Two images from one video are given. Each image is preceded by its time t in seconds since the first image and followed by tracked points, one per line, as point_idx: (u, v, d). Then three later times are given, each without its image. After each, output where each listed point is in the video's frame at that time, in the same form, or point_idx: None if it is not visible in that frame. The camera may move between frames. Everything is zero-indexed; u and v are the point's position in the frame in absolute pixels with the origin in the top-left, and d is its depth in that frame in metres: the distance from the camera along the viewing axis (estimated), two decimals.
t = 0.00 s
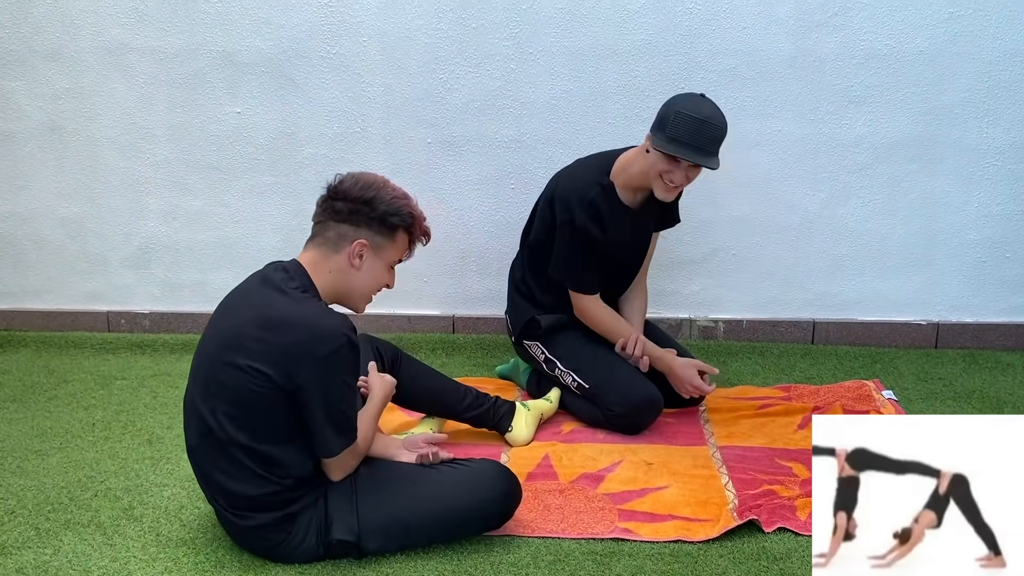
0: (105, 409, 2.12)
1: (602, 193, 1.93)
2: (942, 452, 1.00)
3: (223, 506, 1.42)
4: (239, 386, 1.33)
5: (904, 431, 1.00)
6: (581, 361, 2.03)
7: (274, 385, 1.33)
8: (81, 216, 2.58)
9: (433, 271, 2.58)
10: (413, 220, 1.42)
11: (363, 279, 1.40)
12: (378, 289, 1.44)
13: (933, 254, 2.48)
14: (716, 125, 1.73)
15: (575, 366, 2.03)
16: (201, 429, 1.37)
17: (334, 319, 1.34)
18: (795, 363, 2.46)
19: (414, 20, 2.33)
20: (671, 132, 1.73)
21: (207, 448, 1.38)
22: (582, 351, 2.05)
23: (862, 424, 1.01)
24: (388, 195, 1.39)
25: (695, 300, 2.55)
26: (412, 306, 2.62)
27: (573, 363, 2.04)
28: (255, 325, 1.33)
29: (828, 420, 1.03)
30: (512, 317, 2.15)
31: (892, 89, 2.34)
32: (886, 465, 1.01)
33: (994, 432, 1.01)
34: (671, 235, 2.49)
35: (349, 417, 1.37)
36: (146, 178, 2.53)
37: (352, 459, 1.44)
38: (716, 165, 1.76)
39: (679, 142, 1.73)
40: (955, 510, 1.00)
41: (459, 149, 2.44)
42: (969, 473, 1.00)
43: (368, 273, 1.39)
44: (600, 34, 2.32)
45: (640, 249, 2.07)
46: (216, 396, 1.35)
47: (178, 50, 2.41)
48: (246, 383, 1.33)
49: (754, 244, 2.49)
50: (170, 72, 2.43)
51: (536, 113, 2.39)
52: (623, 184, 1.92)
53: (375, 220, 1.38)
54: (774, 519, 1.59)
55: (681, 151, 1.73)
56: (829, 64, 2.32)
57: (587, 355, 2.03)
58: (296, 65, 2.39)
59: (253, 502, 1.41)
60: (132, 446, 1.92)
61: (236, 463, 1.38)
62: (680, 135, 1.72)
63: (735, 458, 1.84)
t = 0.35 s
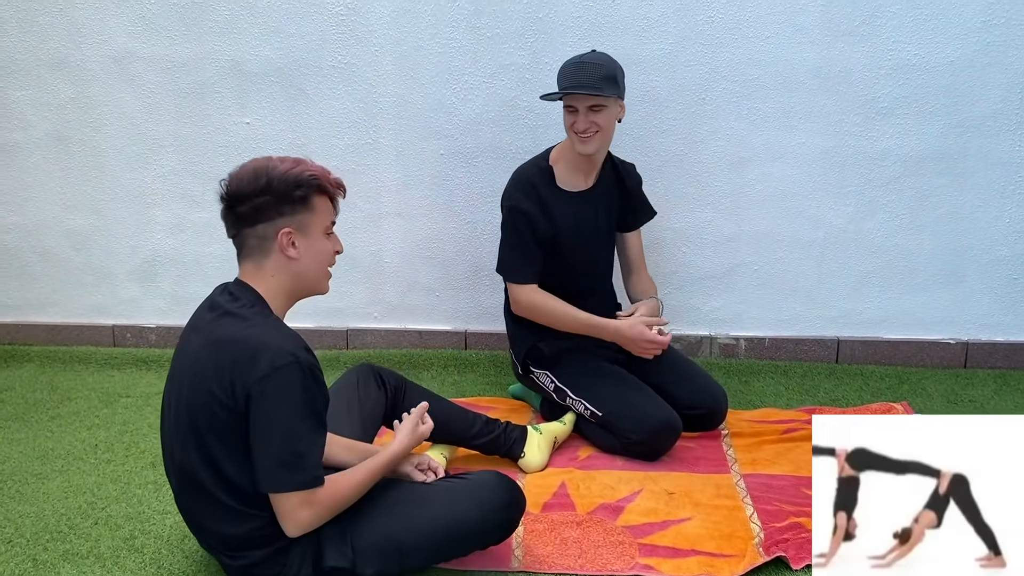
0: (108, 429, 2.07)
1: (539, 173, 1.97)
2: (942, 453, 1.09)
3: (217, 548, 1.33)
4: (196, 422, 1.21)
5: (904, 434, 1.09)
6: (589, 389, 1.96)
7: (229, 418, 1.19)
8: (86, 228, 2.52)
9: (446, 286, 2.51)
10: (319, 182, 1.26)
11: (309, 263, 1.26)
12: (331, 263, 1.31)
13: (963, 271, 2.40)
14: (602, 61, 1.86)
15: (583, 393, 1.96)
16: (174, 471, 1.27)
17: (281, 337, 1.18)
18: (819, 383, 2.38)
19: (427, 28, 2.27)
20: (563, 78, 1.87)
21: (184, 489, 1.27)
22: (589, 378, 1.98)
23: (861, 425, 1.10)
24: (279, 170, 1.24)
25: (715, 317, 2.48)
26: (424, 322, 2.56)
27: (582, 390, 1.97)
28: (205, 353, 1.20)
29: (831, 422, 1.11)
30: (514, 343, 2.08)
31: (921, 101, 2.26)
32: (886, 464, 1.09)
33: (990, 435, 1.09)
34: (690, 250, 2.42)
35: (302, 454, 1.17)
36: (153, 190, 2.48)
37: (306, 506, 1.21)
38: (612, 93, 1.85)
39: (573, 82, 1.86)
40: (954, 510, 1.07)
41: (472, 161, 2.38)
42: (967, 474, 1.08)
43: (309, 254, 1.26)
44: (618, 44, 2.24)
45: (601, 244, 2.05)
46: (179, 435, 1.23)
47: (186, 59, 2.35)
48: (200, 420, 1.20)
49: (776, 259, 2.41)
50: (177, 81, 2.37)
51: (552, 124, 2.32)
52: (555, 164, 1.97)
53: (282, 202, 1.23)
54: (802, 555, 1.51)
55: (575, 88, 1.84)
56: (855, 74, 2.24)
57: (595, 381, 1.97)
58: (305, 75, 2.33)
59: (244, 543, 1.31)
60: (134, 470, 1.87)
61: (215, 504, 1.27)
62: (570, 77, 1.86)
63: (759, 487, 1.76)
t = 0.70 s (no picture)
0: (112, 440, 2.02)
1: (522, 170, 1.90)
2: (943, 453, 1.11)
3: None
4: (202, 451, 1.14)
5: (903, 434, 1.12)
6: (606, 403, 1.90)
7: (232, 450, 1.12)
8: (92, 233, 2.48)
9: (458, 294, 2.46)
10: (350, 224, 1.19)
11: (327, 297, 1.23)
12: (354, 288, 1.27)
13: (990, 280, 2.33)
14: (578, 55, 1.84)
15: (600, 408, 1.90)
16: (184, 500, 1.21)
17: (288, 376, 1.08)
18: (841, 395, 2.32)
19: (440, 31, 2.22)
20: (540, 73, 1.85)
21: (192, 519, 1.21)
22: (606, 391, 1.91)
23: (861, 427, 1.13)
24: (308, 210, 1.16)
25: (734, 326, 2.42)
26: (435, 330, 2.51)
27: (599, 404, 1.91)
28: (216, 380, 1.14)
29: (832, 423, 1.15)
30: (528, 358, 2.02)
31: (947, 105, 2.19)
32: (886, 464, 1.12)
33: (990, 437, 1.11)
34: (708, 258, 2.36)
35: (277, 504, 1.02)
36: (160, 195, 2.43)
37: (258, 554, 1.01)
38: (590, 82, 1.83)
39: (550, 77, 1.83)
40: (954, 510, 1.10)
41: (485, 166, 2.32)
42: (967, 474, 1.10)
43: (330, 289, 1.22)
44: (635, 46, 2.18)
45: (591, 239, 1.98)
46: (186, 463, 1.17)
47: (193, 62, 2.30)
48: (205, 442, 1.13)
49: (796, 267, 2.35)
50: (184, 84, 2.32)
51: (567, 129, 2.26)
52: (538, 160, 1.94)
53: (307, 245, 1.16)
54: None
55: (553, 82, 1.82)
56: (880, 78, 2.18)
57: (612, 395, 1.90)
58: (315, 78, 2.28)
59: None
60: (138, 483, 1.82)
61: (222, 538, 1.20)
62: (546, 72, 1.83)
63: (782, 506, 1.70)
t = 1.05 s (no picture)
0: (110, 443, 2.00)
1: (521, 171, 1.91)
2: (944, 451, 1.01)
3: None
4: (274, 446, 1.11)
5: (902, 431, 1.01)
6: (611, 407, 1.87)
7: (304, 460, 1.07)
8: (91, 233, 2.46)
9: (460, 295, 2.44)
10: (486, 279, 1.11)
11: (442, 345, 1.17)
12: (475, 359, 1.19)
13: (998, 282, 2.30)
14: (605, 73, 1.83)
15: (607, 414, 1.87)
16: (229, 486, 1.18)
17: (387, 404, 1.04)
18: (847, 398, 2.29)
19: (442, 29, 2.19)
20: (568, 87, 1.82)
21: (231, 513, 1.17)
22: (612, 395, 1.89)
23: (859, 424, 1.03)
24: (455, 247, 1.13)
25: (739, 328, 2.40)
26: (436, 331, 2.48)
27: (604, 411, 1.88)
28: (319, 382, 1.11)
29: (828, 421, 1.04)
30: (531, 362, 2.02)
31: (956, 105, 2.17)
32: (886, 464, 1.01)
33: (991, 436, 1.00)
34: (712, 259, 2.33)
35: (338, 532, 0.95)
36: (159, 195, 2.41)
37: None
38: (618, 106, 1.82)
39: (578, 93, 1.81)
40: (955, 510, 1.00)
41: (487, 166, 2.30)
42: (967, 475, 1.00)
43: (444, 338, 1.16)
44: (639, 44, 2.16)
45: (587, 238, 1.96)
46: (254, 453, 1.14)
47: (192, 60, 2.28)
48: (288, 439, 1.09)
49: (802, 269, 2.33)
50: (184, 83, 2.30)
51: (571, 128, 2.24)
52: (545, 163, 1.93)
53: (438, 278, 1.13)
54: None
55: (583, 101, 1.81)
56: (887, 77, 2.15)
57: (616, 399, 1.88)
58: (315, 76, 2.26)
59: None
60: (135, 487, 1.80)
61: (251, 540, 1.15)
62: (576, 88, 1.81)
63: (788, 511, 1.68)
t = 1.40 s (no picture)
0: (99, 443, 2.00)
1: (546, 173, 1.87)
2: (943, 451, 0.94)
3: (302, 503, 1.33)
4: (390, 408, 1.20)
5: (903, 429, 0.94)
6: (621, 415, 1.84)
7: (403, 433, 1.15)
8: (80, 233, 2.45)
9: (450, 295, 2.44)
10: (588, 361, 1.02)
11: (550, 414, 1.10)
12: (579, 442, 1.09)
13: (984, 281, 2.32)
14: (662, 88, 1.73)
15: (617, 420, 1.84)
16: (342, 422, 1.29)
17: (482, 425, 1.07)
18: (835, 396, 2.30)
19: (430, 29, 2.20)
20: (627, 101, 1.70)
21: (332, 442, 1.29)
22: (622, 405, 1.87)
23: (858, 422, 0.96)
24: (580, 316, 1.05)
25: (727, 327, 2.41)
26: (426, 331, 2.49)
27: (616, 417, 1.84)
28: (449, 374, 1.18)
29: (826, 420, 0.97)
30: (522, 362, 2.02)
31: (942, 105, 2.18)
32: (886, 465, 0.95)
33: (987, 436, 0.94)
34: (701, 258, 2.34)
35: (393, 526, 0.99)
36: (148, 194, 2.41)
37: None
38: (674, 128, 1.75)
39: (635, 110, 1.71)
40: (955, 510, 0.93)
41: (477, 165, 2.30)
42: (967, 475, 0.94)
43: (550, 405, 1.09)
44: (627, 44, 2.17)
45: (599, 246, 1.96)
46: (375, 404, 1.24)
47: (181, 60, 2.28)
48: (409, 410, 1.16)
49: (790, 268, 2.34)
50: (173, 83, 2.30)
51: (560, 128, 2.25)
52: (572, 165, 1.87)
53: (558, 340, 1.07)
54: None
55: (641, 121, 1.71)
56: (874, 77, 2.16)
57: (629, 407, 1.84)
58: (304, 76, 2.26)
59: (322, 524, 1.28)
60: (124, 487, 1.80)
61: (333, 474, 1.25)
62: (635, 106, 1.70)
63: (776, 510, 1.69)
